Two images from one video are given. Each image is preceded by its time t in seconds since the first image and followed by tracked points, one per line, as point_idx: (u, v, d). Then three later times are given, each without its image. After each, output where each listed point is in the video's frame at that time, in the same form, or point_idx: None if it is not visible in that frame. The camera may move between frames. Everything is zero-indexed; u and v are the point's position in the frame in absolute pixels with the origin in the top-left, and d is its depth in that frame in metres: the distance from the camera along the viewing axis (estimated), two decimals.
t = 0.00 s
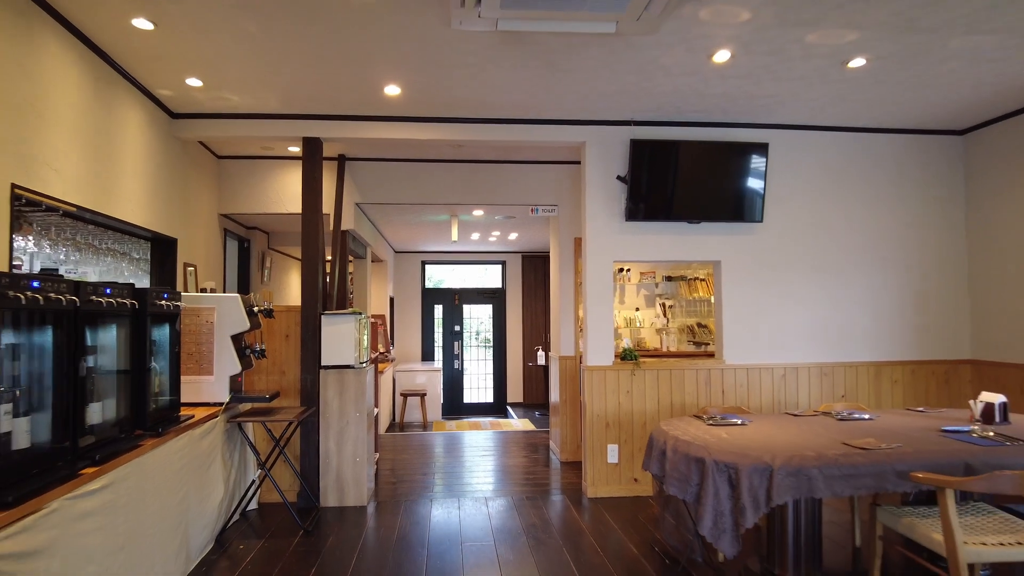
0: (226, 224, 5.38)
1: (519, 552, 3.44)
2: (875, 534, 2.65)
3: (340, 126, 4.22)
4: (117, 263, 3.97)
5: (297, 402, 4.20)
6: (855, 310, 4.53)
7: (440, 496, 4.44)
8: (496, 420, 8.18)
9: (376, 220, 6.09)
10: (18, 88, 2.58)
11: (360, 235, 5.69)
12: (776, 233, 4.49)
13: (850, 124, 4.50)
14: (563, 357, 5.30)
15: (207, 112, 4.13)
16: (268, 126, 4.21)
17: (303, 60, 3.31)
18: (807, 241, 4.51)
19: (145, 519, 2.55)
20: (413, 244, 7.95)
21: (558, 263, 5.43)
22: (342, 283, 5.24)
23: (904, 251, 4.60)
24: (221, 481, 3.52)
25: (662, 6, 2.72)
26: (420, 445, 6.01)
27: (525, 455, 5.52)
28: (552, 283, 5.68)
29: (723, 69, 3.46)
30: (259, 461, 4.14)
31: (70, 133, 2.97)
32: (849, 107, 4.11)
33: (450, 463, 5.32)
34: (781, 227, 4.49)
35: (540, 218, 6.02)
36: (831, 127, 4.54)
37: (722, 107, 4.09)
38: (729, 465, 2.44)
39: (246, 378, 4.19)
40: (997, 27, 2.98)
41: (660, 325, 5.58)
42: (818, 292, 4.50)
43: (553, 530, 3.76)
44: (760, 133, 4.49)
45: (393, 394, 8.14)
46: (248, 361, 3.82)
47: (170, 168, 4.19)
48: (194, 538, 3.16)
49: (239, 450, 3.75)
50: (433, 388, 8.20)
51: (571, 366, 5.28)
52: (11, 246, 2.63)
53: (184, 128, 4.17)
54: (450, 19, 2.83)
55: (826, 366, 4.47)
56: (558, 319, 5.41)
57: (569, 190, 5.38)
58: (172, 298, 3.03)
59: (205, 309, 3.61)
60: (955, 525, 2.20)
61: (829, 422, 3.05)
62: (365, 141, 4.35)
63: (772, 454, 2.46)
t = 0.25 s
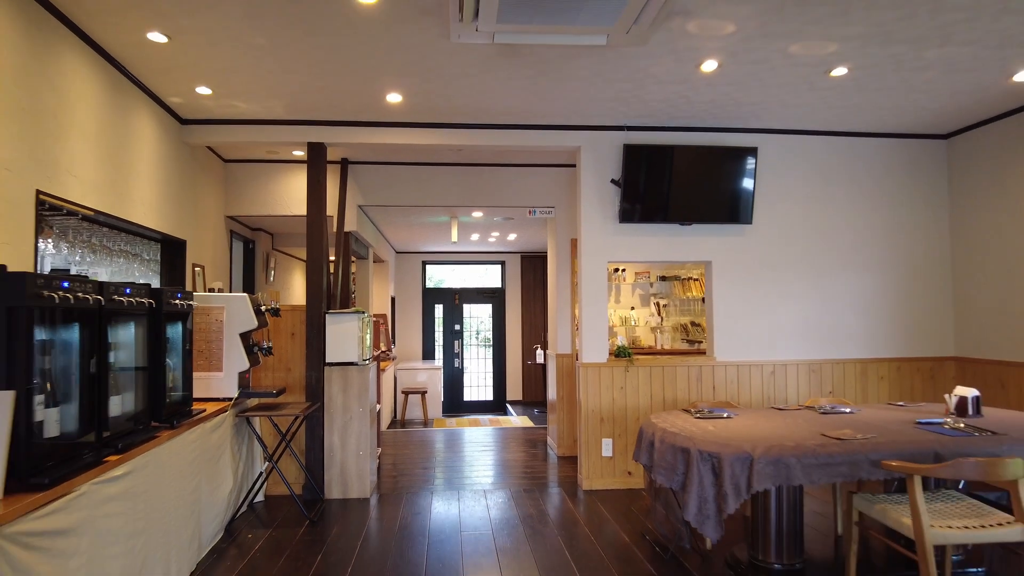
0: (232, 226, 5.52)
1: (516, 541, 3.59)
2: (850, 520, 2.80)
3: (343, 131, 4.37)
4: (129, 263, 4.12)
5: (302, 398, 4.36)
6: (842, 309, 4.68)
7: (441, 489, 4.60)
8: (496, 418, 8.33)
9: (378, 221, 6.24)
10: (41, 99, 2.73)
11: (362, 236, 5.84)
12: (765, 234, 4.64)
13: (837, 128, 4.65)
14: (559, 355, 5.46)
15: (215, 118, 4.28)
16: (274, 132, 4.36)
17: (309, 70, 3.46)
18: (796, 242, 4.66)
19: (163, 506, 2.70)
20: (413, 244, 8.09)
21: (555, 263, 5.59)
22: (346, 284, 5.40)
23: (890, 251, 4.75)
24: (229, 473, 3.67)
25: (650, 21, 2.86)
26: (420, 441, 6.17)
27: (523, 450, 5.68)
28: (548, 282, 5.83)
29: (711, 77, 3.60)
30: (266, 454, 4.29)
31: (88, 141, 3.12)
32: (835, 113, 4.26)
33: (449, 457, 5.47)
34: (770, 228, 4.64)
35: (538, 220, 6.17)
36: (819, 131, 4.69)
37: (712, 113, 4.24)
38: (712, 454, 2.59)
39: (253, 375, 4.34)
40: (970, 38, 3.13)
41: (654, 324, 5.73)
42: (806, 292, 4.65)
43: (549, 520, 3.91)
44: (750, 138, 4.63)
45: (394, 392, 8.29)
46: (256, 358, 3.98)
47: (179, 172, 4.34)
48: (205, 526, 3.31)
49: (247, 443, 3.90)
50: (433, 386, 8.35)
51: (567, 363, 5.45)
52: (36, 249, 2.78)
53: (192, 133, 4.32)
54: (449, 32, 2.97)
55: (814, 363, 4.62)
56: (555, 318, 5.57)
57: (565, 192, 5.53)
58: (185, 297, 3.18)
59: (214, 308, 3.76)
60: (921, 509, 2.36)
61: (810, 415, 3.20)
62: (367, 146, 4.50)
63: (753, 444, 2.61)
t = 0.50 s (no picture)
0: (238, 227, 5.67)
1: (514, 531, 3.73)
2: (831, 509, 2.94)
3: (348, 136, 4.52)
4: (142, 264, 4.27)
5: (308, 394, 4.51)
6: (831, 308, 4.82)
7: (442, 482, 4.75)
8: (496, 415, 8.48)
9: (380, 223, 6.39)
10: (62, 108, 2.87)
11: (365, 237, 5.99)
12: (756, 236, 4.78)
13: (826, 132, 4.79)
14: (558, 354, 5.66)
15: (224, 123, 4.43)
16: (281, 136, 4.50)
17: (315, 79, 3.61)
18: (786, 243, 4.80)
19: (180, 493, 2.86)
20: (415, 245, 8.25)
21: (553, 263, 5.74)
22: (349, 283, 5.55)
23: (878, 252, 4.89)
24: (239, 466, 3.82)
25: (641, 33, 3.00)
26: (422, 437, 6.33)
27: (522, 445, 5.84)
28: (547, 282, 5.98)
29: (702, 85, 3.75)
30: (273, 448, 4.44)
31: (105, 147, 3.27)
32: (823, 118, 4.40)
33: (450, 452, 5.62)
34: (761, 230, 4.79)
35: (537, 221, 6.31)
36: (809, 136, 4.83)
37: (704, 118, 4.38)
38: (699, 445, 2.73)
39: (261, 371, 4.50)
40: (949, 49, 3.27)
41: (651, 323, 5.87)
42: (796, 291, 4.79)
43: (546, 511, 4.06)
44: (741, 142, 4.78)
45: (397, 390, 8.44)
46: (264, 355, 4.13)
47: (189, 175, 4.49)
48: (217, 515, 3.46)
49: (255, 437, 4.06)
50: (434, 384, 8.51)
51: (566, 361, 5.65)
52: (59, 251, 2.93)
53: (202, 138, 4.46)
54: (450, 43, 3.11)
55: (804, 361, 4.76)
56: (553, 316, 5.73)
57: (563, 194, 5.68)
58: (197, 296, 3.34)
59: (224, 307, 3.91)
60: (895, 496, 2.50)
61: (795, 409, 3.35)
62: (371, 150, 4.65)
63: (738, 435, 2.75)
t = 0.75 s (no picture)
0: (246, 229, 5.83)
1: (513, 522, 3.89)
2: (814, 498, 3.09)
3: (352, 141, 4.67)
4: (155, 265, 4.43)
5: (315, 390, 4.67)
6: (821, 307, 4.97)
7: (444, 475, 4.91)
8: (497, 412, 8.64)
9: (384, 224, 6.55)
10: (84, 118, 3.03)
11: (369, 238, 6.14)
12: (748, 237, 4.93)
13: (816, 137, 4.94)
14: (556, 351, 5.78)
15: (233, 129, 4.58)
16: (288, 141, 4.66)
17: (322, 88, 3.76)
18: (777, 244, 4.95)
19: (196, 482, 3.02)
20: (417, 245, 8.40)
21: (552, 264, 5.89)
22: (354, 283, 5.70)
23: (867, 253, 5.04)
24: (249, 459, 3.97)
25: (634, 45, 3.15)
26: (424, 433, 6.49)
27: (522, 441, 5.99)
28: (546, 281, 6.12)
29: (694, 93, 3.90)
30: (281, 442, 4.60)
31: (122, 154, 3.43)
32: (812, 124, 4.55)
33: (452, 448, 5.78)
34: (753, 231, 4.93)
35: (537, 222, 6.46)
36: (799, 140, 4.97)
37: (697, 124, 4.53)
38: (687, 437, 2.89)
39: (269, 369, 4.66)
40: (929, 59, 3.42)
41: (648, 322, 6.01)
42: (787, 291, 4.94)
43: (544, 504, 4.22)
44: (734, 146, 4.92)
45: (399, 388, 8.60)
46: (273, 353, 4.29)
47: (200, 179, 4.65)
48: (228, 505, 3.61)
49: (264, 431, 4.21)
50: (436, 382, 8.66)
51: (563, 359, 5.75)
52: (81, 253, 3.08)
53: (212, 143, 4.62)
54: (451, 55, 3.26)
55: (795, 359, 4.90)
56: (552, 315, 5.87)
57: (562, 196, 5.83)
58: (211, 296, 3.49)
59: (234, 306, 4.07)
60: (871, 486, 2.65)
61: (782, 404, 3.50)
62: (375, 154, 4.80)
63: (724, 428, 2.91)
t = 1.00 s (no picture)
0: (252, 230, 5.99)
1: (510, 512, 4.06)
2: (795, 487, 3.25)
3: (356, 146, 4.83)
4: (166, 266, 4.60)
5: (319, 386, 4.84)
6: (809, 306, 5.13)
7: (444, 469, 5.07)
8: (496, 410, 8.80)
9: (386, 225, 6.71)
10: (103, 126, 3.20)
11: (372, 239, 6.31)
12: (739, 239, 5.09)
13: (805, 142, 5.10)
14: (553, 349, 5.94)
15: (241, 134, 4.75)
16: (293, 146, 4.82)
17: (327, 96, 3.93)
18: (767, 245, 5.11)
19: (209, 472, 3.19)
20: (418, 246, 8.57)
21: (549, 264, 6.05)
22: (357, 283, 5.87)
23: (854, 254, 5.20)
24: (257, 451, 4.14)
25: (625, 57, 3.30)
26: (424, 429, 6.65)
27: (520, 437, 6.15)
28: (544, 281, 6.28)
29: (685, 101, 4.06)
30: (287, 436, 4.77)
31: (138, 160, 3.59)
32: (800, 129, 4.71)
33: (452, 443, 5.95)
34: (744, 233, 5.09)
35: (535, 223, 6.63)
36: (788, 145, 5.13)
37: (689, 130, 4.69)
38: (673, 429, 3.05)
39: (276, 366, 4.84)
40: (907, 70, 3.58)
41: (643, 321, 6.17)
42: (776, 291, 5.11)
43: (541, 495, 4.39)
44: (725, 151, 5.09)
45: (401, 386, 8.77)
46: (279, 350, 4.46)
47: (209, 182, 4.82)
48: (238, 495, 3.78)
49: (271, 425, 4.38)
50: (437, 381, 8.83)
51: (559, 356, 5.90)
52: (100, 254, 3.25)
53: (220, 148, 4.79)
54: (451, 66, 3.43)
55: (783, 356, 5.07)
56: (549, 314, 6.03)
57: (559, 199, 5.99)
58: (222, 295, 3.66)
59: (243, 305, 4.24)
60: (846, 475, 2.81)
61: (767, 399, 3.66)
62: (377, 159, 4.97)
63: (709, 420, 3.07)
